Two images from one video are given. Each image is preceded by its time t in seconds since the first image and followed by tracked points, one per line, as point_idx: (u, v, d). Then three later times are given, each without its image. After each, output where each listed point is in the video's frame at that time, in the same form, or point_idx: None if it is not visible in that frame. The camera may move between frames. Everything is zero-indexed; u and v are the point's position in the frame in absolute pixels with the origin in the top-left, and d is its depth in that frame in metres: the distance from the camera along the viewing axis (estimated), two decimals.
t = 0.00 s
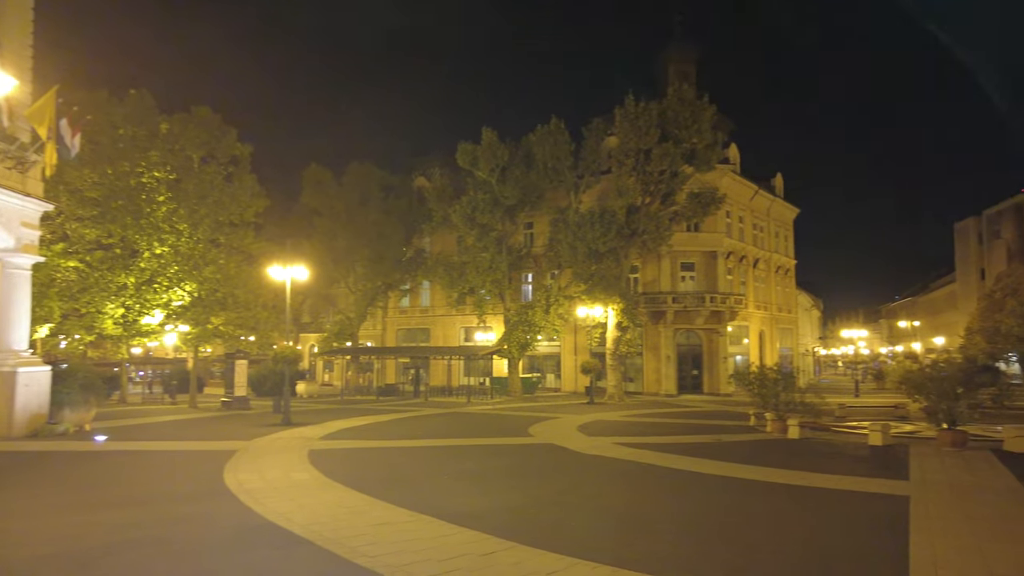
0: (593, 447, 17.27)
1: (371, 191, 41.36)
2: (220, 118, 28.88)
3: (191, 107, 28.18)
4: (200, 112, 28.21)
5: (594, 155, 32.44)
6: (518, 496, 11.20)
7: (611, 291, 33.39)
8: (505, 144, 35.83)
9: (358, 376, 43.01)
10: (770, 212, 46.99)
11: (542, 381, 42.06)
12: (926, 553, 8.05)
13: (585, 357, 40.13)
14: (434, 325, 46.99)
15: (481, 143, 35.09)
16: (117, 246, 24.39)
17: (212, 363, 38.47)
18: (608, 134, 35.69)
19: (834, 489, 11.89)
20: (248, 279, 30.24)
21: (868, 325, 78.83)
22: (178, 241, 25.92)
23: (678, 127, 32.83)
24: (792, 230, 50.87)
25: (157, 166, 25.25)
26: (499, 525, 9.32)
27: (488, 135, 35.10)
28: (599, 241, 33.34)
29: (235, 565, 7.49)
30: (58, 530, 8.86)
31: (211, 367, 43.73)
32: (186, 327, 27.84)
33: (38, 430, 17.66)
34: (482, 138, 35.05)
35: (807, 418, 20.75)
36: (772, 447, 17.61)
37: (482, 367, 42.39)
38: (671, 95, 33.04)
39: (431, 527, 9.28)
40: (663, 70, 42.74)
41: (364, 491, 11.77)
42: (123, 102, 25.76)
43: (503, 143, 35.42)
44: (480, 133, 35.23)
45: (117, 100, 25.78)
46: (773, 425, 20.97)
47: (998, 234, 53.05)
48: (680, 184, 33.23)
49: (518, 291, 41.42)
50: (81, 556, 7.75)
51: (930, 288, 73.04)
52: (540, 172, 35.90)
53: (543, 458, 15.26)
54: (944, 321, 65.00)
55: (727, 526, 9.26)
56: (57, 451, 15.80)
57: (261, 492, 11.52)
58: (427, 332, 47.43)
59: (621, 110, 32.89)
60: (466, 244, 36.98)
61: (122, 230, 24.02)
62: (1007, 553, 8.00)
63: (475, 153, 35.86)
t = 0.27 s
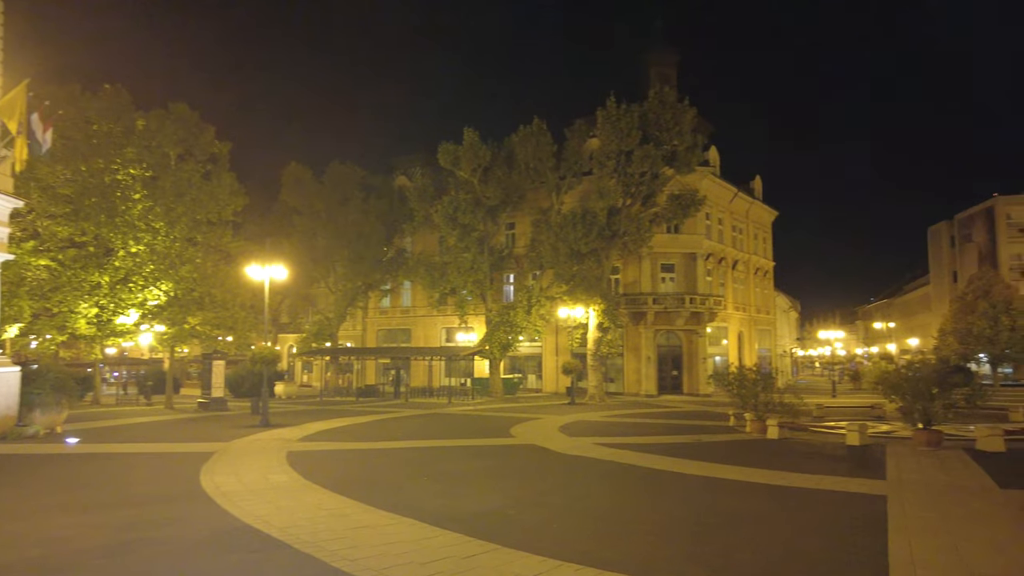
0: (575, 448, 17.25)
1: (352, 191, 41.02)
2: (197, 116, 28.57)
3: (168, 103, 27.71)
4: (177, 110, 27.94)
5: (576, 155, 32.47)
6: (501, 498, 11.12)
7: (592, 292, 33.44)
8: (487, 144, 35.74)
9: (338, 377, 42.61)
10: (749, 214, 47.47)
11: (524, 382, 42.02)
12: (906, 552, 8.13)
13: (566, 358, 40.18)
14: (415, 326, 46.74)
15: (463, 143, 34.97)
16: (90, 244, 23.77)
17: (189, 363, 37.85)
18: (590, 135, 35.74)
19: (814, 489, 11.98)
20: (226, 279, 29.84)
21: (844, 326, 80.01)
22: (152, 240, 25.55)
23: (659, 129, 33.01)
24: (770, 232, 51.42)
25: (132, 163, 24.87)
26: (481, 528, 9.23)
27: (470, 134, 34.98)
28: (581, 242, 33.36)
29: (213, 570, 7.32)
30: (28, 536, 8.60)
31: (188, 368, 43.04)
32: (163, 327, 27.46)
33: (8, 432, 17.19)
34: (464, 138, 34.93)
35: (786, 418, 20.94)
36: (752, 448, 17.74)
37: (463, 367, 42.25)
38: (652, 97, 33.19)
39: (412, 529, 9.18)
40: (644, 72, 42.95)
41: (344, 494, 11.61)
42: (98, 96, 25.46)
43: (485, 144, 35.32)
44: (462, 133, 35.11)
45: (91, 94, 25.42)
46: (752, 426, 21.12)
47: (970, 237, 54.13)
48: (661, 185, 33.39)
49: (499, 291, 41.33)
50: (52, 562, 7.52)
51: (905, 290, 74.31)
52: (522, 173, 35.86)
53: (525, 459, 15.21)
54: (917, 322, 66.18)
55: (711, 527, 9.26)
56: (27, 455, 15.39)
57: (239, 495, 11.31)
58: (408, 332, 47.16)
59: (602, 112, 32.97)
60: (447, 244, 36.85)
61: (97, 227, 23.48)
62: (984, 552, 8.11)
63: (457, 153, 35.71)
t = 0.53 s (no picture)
0: (553, 448, 17.27)
1: (329, 189, 40.56)
2: (169, 112, 28.16)
3: (139, 99, 27.14)
4: (148, 105, 27.57)
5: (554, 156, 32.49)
6: (480, 499, 11.05)
7: (570, 293, 33.50)
8: (465, 144, 35.63)
9: (313, 377, 42.14)
10: (724, 216, 48.00)
11: (501, 382, 41.96)
12: (882, 550, 8.22)
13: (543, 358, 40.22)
14: (391, 326, 46.43)
15: (441, 142, 34.84)
16: (57, 241, 22.22)
17: (160, 364, 37.12)
18: (569, 137, 35.80)
19: (790, 489, 12.11)
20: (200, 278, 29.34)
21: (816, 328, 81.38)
22: (123, 237, 24.28)
23: (637, 131, 33.16)
24: (745, 235, 52.05)
25: (103, 159, 23.96)
26: (460, 530, 9.15)
27: (449, 134, 34.85)
28: (559, 243, 33.42)
29: None
30: None
31: (159, 368, 42.22)
32: (134, 327, 26.91)
33: None
34: (442, 137, 34.79)
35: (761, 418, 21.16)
36: (728, 447, 17.90)
37: (441, 368, 42.06)
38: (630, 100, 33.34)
39: (390, 532, 9.07)
40: (622, 74, 43.19)
41: (320, 496, 11.45)
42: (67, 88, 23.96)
43: (464, 143, 35.20)
44: (441, 132, 34.96)
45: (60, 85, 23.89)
46: (728, 425, 21.34)
47: (938, 241, 55.38)
48: (638, 187, 33.56)
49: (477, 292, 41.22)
50: (16, 570, 7.27)
51: (875, 292, 75.83)
52: (501, 173, 35.81)
53: (504, 460, 15.14)
54: (887, 324, 67.53)
55: (689, 528, 9.30)
56: None
57: (213, 498, 11.09)
58: (385, 333, 46.81)
59: (581, 114, 33.05)
60: (424, 244, 36.70)
61: (65, 224, 22.10)
62: (957, 548, 8.24)
63: (436, 152, 35.57)
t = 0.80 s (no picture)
0: (523, 448, 17.27)
1: (297, 186, 39.92)
2: (131, 105, 27.30)
3: (100, 90, 26.31)
4: (109, 98, 26.68)
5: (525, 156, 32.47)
6: (452, 500, 10.98)
7: (541, 294, 33.52)
8: (436, 143, 35.43)
9: (279, 378, 41.44)
10: (692, 219, 48.66)
11: (471, 382, 41.84)
12: (850, 547, 8.35)
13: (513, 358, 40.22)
14: (359, 326, 45.93)
15: (412, 141, 34.60)
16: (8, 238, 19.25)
17: (120, 364, 36.10)
18: (540, 138, 35.83)
19: (756, 487, 12.31)
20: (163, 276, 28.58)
21: (779, 329, 83.09)
22: (80, 235, 22.41)
23: (608, 133, 33.34)
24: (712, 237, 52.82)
25: (56, 151, 21.32)
26: (432, 532, 9.06)
27: (420, 133, 34.60)
28: (530, 244, 33.45)
29: None
30: None
31: (118, 368, 41.03)
32: (92, 327, 26.19)
33: None
34: (413, 136, 34.54)
35: (728, 417, 21.44)
36: (697, 447, 18.08)
37: (410, 368, 41.73)
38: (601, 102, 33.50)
39: (359, 536, 8.90)
40: (593, 76, 43.42)
41: (288, 499, 11.24)
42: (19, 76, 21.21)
43: (435, 142, 34.99)
44: (411, 130, 34.70)
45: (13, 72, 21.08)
46: (695, 425, 21.61)
47: (896, 245, 56.98)
48: (608, 189, 33.74)
49: (447, 291, 41.00)
50: None
51: (836, 294, 77.77)
52: (472, 173, 35.69)
53: (475, 461, 15.04)
54: (848, 325, 69.25)
55: (660, 527, 9.37)
56: None
57: (176, 502, 10.81)
58: (353, 333, 46.29)
59: (552, 115, 33.11)
60: (394, 243, 36.41)
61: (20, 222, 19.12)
62: (919, 544, 8.46)
63: (406, 150, 35.32)
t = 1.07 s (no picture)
0: (492, 449, 17.23)
1: (261, 183, 39.15)
2: (88, 97, 26.39)
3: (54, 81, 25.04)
4: (65, 89, 25.73)
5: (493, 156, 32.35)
6: (421, 502, 10.87)
7: (509, 294, 33.49)
8: (405, 141, 35.17)
9: (242, 379, 40.62)
10: (659, 221, 49.23)
11: (439, 383, 41.62)
12: (815, 544, 8.51)
13: (482, 359, 40.13)
14: (325, 326, 45.31)
15: (380, 139, 34.31)
16: None
17: (75, 364, 34.95)
18: (510, 138, 35.81)
19: (723, 485, 12.48)
20: (121, 274, 27.75)
21: (743, 330, 84.59)
22: (32, 231, 21.65)
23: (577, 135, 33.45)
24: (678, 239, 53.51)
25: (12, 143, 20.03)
26: (402, 534, 8.95)
27: (388, 131, 34.31)
28: (499, 244, 33.43)
29: None
30: None
31: (73, 369, 39.72)
32: (47, 326, 25.20)
33: None
34: (381, 134, 34.25)
35: (694, 417, 21.74)
36: (664, 447, 18.27)
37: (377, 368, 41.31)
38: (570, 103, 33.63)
39: (324, 538, 8.76)
40: (563, 77, 43.59)
41: (254, 502, 10.99)
42: None
43: (403, 140, 34.75)
44: (379, 128, 34.40)
45: None
46: (662, 424, 21.84)
47: (856, 248, 58.53)
48: (577, 190, 33.85)
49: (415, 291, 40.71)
50: None
51: (797, 296, 79.57)
52: (441, 172, 35.50)
53: (443, 462, 14.92)
54: (809, 326, 70.89)
55: (629, 526, 9.42)
56: None
57: (136, 507, 10.48)
58: (318, 333, 45.63)
59: (522, 116, 33.14)
60: (361, 242, 36.03)
61: None
62: (881, 539, 8.66)
63: (374, 148, 35.02)
